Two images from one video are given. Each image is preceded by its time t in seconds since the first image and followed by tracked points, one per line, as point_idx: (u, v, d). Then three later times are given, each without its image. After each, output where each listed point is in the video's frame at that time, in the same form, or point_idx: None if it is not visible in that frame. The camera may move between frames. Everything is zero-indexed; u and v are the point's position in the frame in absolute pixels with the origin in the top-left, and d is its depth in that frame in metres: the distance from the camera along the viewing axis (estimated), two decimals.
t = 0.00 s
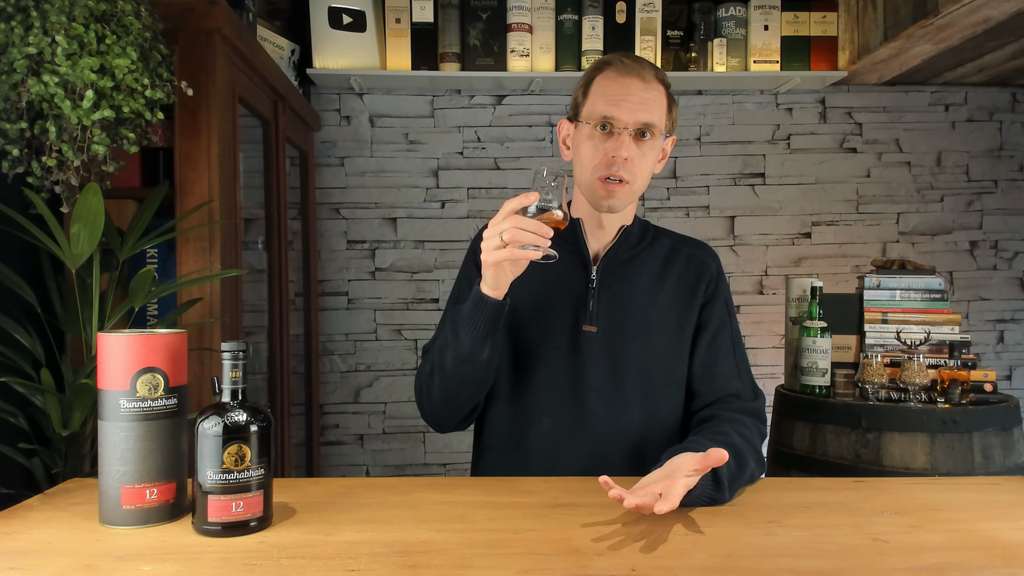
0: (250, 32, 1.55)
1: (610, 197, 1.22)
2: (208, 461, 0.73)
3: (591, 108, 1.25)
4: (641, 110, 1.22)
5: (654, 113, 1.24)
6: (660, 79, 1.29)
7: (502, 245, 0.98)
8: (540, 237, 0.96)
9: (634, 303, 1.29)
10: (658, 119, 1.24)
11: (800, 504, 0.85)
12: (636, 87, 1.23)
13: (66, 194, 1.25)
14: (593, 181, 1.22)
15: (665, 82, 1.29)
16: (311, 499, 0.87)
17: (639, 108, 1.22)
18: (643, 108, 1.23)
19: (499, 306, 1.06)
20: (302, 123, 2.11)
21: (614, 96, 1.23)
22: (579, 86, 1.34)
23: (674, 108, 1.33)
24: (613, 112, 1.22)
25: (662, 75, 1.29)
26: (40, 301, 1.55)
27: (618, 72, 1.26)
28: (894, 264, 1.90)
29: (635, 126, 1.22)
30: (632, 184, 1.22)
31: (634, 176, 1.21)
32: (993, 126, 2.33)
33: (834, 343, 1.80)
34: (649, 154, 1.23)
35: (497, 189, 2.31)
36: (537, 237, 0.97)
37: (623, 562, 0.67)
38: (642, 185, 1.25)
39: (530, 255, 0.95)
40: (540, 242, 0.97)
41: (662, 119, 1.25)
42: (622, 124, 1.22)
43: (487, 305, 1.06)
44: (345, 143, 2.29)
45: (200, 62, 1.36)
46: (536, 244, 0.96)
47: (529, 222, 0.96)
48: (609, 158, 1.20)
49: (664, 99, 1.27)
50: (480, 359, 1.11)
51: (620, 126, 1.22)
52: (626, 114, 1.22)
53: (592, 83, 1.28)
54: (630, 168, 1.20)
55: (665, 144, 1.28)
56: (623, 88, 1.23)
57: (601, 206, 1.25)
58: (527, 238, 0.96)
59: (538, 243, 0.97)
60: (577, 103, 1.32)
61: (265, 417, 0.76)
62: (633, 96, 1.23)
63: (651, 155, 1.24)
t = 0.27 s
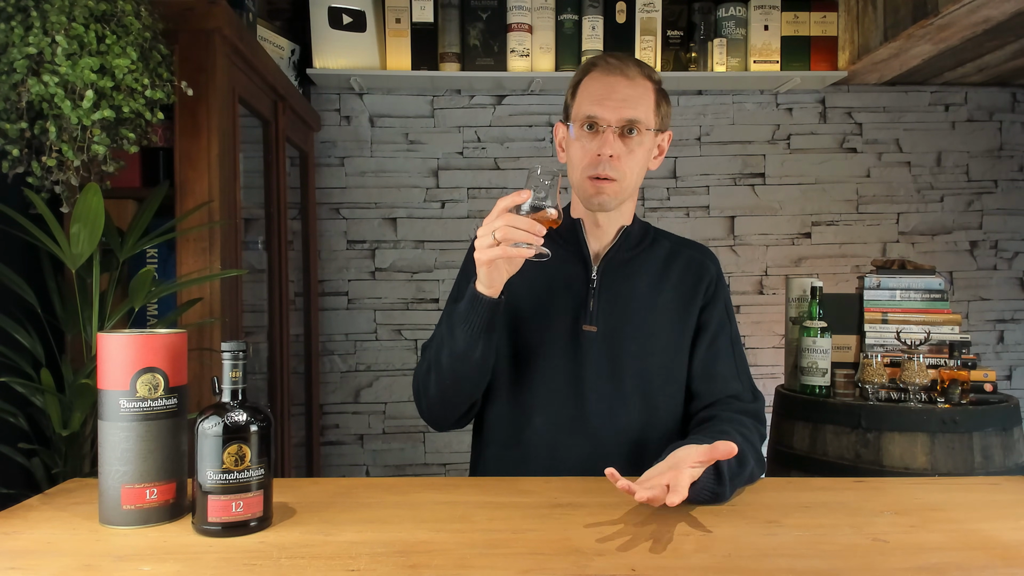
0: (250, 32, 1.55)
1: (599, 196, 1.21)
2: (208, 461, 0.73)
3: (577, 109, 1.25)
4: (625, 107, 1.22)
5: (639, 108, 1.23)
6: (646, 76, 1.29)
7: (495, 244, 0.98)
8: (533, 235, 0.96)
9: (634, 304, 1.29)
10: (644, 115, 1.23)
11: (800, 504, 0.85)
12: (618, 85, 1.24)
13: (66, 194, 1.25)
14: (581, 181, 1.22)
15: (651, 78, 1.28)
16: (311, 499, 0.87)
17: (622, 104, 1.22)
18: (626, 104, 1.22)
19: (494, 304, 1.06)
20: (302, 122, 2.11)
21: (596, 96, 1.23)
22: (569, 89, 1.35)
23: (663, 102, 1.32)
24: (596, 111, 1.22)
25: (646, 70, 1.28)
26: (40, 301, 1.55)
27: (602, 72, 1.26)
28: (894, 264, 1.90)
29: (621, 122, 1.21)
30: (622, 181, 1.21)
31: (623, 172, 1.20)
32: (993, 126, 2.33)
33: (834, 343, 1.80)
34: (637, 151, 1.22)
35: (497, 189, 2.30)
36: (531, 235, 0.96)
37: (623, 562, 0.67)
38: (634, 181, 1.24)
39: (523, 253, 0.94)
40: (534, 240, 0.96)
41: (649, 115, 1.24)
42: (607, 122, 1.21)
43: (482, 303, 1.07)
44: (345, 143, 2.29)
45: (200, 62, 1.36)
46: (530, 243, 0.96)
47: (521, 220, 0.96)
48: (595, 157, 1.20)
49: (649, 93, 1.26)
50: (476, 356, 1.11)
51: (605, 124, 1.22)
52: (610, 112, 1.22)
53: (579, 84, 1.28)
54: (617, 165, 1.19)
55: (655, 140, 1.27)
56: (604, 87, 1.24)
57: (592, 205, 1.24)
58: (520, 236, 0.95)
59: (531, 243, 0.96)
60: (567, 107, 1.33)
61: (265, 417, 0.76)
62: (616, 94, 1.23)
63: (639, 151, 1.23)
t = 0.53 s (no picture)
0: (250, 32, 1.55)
1: (586, 197, 1.23)
2: (208, 461, 0.73)
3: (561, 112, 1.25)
4: (607, 106, 1.21)
5: (622, 107, 1.22)
6: (628, 75, 1.29)
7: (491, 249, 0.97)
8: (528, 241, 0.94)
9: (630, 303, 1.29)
10: (628, 114, 1.22)
11: (800, 504, 0.85)
12: (599, 86, 1.23)
13: (66, 194, 1.25)
14: (570, 183, 1.23)
15: (633, 77, 1.28)
16: (311, 499, 0.87)
17: (604, 104, 1.21)
18: (608, 104, 1.21)
19: (490, 306, 1.08)
20: (302, 123, 2.11)
21: (577, 99, 1.23)
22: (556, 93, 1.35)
23: (649, 98, 1.32)
24: (577, 113, 1.21)
25: (627, 68, 1.28)
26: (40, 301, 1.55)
27: (584, 74, 1.26)
28: (894, 264, 1.90)
29: (603, 123, 1.20)
30: (610, 181, 1.21)
31: (608, 172, 1.19)
32: (993, 126, 2.33)
33: (834, 343, 1.80)
34: (624, 150, 1.21)
35: (497, 189, 2.30)
36: (526, 239, 0.94)
37: (623, 562, 0.67)
38: (623, 180, 1.23)
39: (517, 259, 0.93)
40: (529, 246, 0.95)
41: (632, 113, 1.23)
42: (590, 123, 1.19)
43: (478, 307, 1.08)
44: (345, 143, 2.29)
45: (200, 62, 1.36)
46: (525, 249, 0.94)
47: (515, 224, 0.94)
48: (579, 159, 1.19)
49: (632, 91, 1.26)
50: (474, 359, 1.11)
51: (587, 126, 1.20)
52: (592, 113, 1.20)
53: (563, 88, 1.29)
54: (601, 166, 1.18)
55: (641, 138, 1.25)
56: (584, 89, 1.23)
57: (580, 206, 1.26)
58: (515, 240, 0.94)
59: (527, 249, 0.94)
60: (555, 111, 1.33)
61: (265, 417, 0.76)
62: (597, 95, 1.22)
63: (625, 150, 1.21)
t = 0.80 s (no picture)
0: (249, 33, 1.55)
1: (583, 194, 1.18)
2: (208, 461, 0.73)
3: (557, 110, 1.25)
4: (605, 106, 1.22)
5: (619, 106, 1.23)
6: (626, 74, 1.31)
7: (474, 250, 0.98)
8: (511, 242, 0.96)
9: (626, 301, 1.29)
10: (624, 114, 1.23)
11: (800, 504, 0.85)
12: (597, 86, 1.24)
13: (66, 194, 1.25)
14: (566, 182, 1.19)
15: (630, 77, 1.29)
16: (311, 499, 0.87)
17: (602, 104, 1.21)
18: (605, 104, 1.22)
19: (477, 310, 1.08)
20: (302, 123, 2.11)
21: (575, 98, 1.23)
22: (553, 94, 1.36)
23: (646, 98, 1.32)
24: (575, 112, 1.21)
25: (625, 69, 1.30)
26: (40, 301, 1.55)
27: (582, 74, 1.27)
28: (894, 264, 1.90)
29: (600, 122, 1.20)
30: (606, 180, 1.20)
31: (604, 172, 1.18)
32: (993, 126, 2.33)
33: (834, 343, 1.80)
34: (619, 150, 1.22)
35: (497, 189, 2.30)
36: (508, 241, 0.96)
37: (623, 562, 0.67)
38: (618, 179, 1.23)
39: (501, 260, 0.94)
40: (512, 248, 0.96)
41: (628, 114, 1.24)
42: (587, 122, 1.20)
43: (467, 310, 1.08)
44: (345, 143, 2.29)
45: (200, 62, 1.36)
46: (508, 250, 0.96)
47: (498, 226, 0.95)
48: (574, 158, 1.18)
49: (629, 91, 1.26)
50: (466, 360, 1.11)
51: (585, 124, 1.20)
52: (589, 112, 1.21)
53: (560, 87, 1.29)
54: (597, 165, 1.17)
55: (637, 140, 1.26)
56: (583, 88, 1.24)
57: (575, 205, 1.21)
58: (498, 242, 0.95)
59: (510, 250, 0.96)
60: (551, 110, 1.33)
61: (265, 417, 0.76)
62: (594, 94, 1.23)
63: (620, 150, 1.22)
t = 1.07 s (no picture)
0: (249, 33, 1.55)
1: (582, 194, 1.22)
2: (208, 461, 0.73)
3: (558, 109, 1.25)
4: (605, 106, 1.22)
5: (620, 107, 1.23)
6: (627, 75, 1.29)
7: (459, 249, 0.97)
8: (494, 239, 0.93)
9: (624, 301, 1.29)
10: (625, 114, 1.23)
11: (800, 504, 0.85)
12: (598, 84, 1.23)
13: (66, 194, 1.25)
14: (565, 181, 1.22)
15: (632, 77, 1.27)
16: (311, 499, 0.87)
17: (603, 104, 1.22)
18: (606, 104, 1.22)
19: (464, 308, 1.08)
20: (302, 123, 2.11)
21: (576, 96, 1.23)
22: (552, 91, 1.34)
23: (647, 97, 1.32)
24: (575, 111, 1.22)
25: (626, 67, 1.29)
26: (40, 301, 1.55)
27: (582, 72, 1.26)
28: (894, 264, 1.90)
29: (600, 122, 1.21)
30: (604, 180, 1.21)
31: (604, 172, 1.20)
32: (993, 126, 2.33)
33: (834, 343, 1.80)
34: (619, 150, 1.22)
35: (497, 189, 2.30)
36: (492, 238, 0.94)
37: (623, 562, 0.67)
38: (617, 180, 1.24)
39: (484, 258, 0.92)
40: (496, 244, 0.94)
41: (629, 113, 1.24)
42: (588, 122, 1.21)
43: (456, 307, 1.08)
44: (345, 143, 2.29)
45: (200, 61, 1.36)
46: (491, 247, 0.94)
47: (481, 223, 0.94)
48: (575, 158, 1.20)
49: (631, 90, 1.26)
50: (459, 359, 1.12)
51: (585, 124, 1.21)
52: (590, 112, 1.22)
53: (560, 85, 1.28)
54: (597, 165, 1.19)
55: (638, 138, 1.27)
56: (583, 86, 1.23)
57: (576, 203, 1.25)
58: (481, 239, 0.93)
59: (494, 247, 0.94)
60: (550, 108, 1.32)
61: (265, 417, 0.76)
62: (595, 94, 1.23)
63: (621, 149, 1.23)
